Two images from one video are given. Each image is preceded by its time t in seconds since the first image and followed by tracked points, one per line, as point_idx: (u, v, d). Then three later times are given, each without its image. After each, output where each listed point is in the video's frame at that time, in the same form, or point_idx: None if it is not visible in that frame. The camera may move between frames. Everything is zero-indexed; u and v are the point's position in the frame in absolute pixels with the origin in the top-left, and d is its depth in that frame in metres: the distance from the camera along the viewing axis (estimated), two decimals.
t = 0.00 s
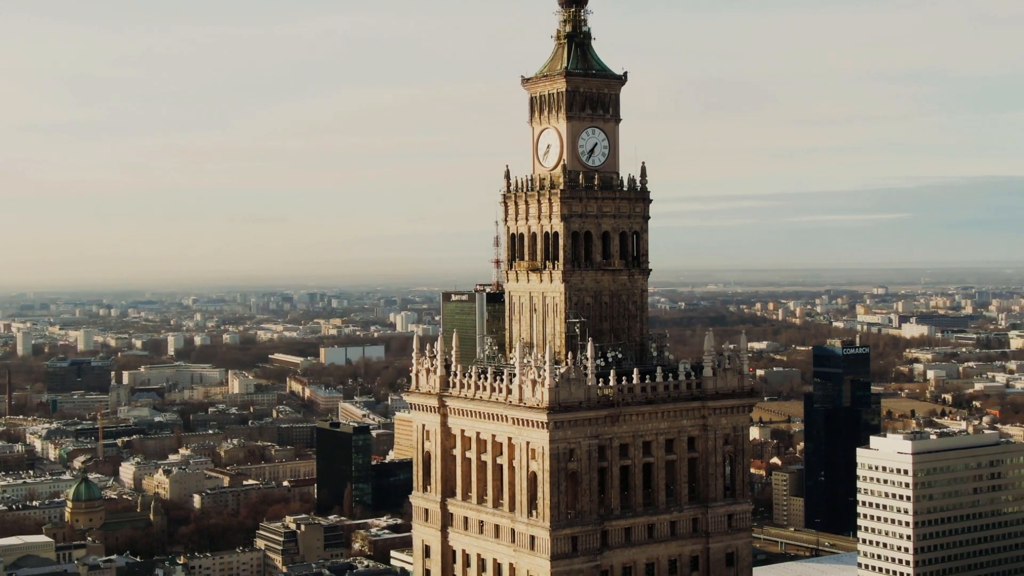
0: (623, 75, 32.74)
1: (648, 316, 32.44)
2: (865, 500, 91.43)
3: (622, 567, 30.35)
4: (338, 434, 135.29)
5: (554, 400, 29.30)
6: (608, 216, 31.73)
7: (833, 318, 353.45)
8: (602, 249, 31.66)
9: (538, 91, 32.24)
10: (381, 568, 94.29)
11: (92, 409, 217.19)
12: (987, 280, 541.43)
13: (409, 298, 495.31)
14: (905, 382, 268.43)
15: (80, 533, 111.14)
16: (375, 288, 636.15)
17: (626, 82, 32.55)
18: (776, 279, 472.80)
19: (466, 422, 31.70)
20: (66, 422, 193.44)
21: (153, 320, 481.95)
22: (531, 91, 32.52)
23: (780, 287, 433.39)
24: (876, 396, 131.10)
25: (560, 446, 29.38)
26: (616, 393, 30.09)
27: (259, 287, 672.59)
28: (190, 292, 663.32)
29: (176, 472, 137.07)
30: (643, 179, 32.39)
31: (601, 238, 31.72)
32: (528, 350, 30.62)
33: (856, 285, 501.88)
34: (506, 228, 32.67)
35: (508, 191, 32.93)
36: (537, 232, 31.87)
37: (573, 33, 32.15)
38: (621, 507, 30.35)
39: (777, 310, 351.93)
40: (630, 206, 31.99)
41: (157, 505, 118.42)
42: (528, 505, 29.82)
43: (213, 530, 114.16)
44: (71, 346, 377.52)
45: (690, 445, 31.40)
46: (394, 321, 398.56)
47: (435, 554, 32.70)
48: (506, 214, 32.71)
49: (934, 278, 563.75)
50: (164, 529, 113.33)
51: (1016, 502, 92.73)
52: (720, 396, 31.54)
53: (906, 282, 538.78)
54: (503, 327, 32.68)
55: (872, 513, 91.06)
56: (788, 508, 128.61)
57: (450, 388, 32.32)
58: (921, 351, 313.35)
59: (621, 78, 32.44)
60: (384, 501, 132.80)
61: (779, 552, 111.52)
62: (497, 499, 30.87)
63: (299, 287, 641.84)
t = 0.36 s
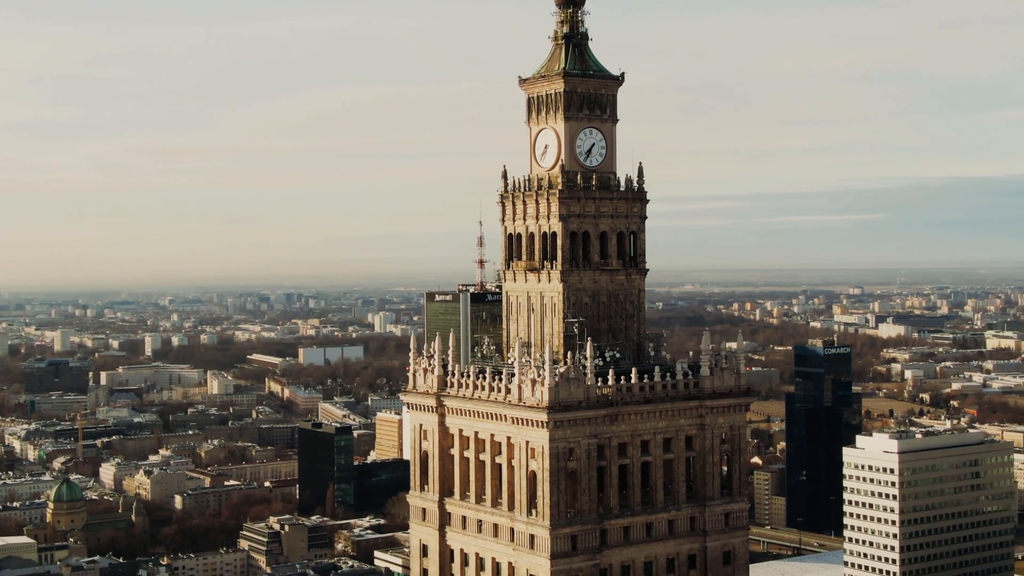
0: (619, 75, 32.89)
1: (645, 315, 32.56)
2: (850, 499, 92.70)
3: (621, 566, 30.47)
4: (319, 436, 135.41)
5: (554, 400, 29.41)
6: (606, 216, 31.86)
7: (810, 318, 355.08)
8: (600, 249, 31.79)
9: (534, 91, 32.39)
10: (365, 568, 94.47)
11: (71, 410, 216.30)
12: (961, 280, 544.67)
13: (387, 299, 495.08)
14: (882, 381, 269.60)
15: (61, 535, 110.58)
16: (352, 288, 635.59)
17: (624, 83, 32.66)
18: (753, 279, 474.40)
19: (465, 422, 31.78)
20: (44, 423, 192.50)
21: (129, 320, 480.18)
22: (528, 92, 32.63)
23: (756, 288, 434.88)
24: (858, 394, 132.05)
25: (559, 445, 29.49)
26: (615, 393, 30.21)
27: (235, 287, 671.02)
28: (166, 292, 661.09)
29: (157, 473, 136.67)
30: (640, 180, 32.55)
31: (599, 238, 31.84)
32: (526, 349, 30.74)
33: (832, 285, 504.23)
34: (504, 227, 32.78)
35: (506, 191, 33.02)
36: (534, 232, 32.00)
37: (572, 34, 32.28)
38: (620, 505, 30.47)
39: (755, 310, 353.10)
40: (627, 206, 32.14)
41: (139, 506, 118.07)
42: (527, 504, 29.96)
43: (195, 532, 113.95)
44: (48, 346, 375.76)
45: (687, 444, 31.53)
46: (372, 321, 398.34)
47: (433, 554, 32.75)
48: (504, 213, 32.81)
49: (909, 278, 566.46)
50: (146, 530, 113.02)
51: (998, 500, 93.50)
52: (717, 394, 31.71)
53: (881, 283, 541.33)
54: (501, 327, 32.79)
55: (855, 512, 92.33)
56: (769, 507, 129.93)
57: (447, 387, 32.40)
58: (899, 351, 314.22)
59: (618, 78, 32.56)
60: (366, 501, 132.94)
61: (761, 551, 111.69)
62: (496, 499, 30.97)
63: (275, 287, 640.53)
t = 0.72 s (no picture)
0: (616, 76, 33.05)
1: (642, 315, 32.70)
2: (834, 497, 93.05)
3: (620, 565, 30.60)
4: (300, 435, 135.42)
5: (554, 399, 29.52)
6: (603, 217, 32.02)
7: (786, 319, 356.71)
8: (597, 249, 31.96)
9: (532, 91, 32.54)
10: (349, 568, 94.48)
11: (47, 411, 215.29)
12: (933, 280, 547.68)
13: (362, 299, 494.58)
14: (858, 381, 270.98)
15: (41, 536, 109.98)
16: (326, 288, 634.65)
17: (620, 84, 32.85)
18: (728, 279, 476.06)
19: (462, 421, 31.87)
20: (21, 423, 191.57)
21: (103, 321, 478.13)
22: (526, 92, 32.73)
23: (732, 288, 436.58)
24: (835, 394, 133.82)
25: (559, 444, 29.61)
26: (614, 392, 30.33)
27: (209, 288, 669.03)
28: (140, 292, 659.03)
29: (136, 475, 136.14)
30: (638, 180, 32.70)
31: (597, 238, 32.02)
32: (525, 348, 30.84)
33: (807, 285, 506.64)
34: (501, 228, 32.92)
35: (504, 191, 33.18)
36: (530, 231, 32.13)
37: (570, 35, 32.42)
38: (618, 504, 30.60)
39: (730, 310, 354.36)
40: (625, 206, 32.28)
41: (119, 507, 117.67)
42: (527, 503, 30.08)
43: (177, 533, 113.71)
44: (22, 347, 373.87)
45: (684, 443, 31.69)
46: (348, 321, 397.80)
47: (430, 553, 32.83)
48: (502, 214, 32.95)
49: (881, 278, 568.99)
50: (127, 532, 112.70)
51: (976, 499, 94.53)
52: (714, 394, 31.87)
53: (855, 283, 544.00)
54: (498, 327, 32.89)
55: (841, 510, 93.10)
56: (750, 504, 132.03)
57: (445, 387, 32.46)
58: (874, 351, 315.47)
59: (615, 79, 32.72)
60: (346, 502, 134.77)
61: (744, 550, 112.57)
62: (495, 498, 31.06)
63: (250, 287, 638.78)
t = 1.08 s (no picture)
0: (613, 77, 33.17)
1: (639, 314, 32.85)
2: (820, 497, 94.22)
3: (618, 563, 30.75)
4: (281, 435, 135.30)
5: (553, 399, 29.63)
6: (601, 216, 32.12)
7: (762, 318, 357.93)
8: (595, 249, 32.07)
9: (528, 91, 32.65)
10: (332, 569, 94.48)
11: (23, 412, 214.24)
12: (907, 280, 549.98)
13: (339, 299, 493.98)
14: (835, 381, 271.97)
15: (21, 537, 109.35)
16: (302, 288, 633.93)
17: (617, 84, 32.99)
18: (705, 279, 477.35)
19: (460, 420, 31.93)
20: None
21: (78, 321, 475.68)
22: (524, 92, 32.80)
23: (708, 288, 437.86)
24: (817, 392, 132.99)
25: (559, 443, 29.72)
26: (613, 391, 30.42)
27: (185, 287, 667.27)
28: (114, 292, 656.85)
29: (115, 475, 135.53)
30: (634, 180, 32.84)
31: (595, 238, 32.13)
32: (524, 348, 30.94)
33: (782, 285, 508.39)
34: (498, 228, 33.01)
35: (501, 191, 33.28)
36: (528, 231, 32.23)
37: (566, 35, 32.51)
38: (616, 503, 30.74)
39: (707, 310, 355.31)
40: (622, 207, 32.39)
41: (99, 508, 117.21)
42: (527, 502, 30.19)
43: (157, 535, 113.47)
44: None
45: (682, 441, 31.84)
46: (325, 321, 397.14)
47: (428, 552, 32.94)
48: (499, 214, 33.06)
49: (857, 278, 571.44)
50: (107, 533, 112.36)
51: (956, 499, 95.59)
52: (711, 393, 32.00)
53: (830, 283, 546.10)
54: (496, 326, 32.99)
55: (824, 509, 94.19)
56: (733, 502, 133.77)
57: (442, 386, 32.54)
58: (850, 351, 316.33)
59: (612, 80, 32.87)
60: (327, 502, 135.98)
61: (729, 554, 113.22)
62: (494, 497, 31.16)
63: (225, 287, 637.08)
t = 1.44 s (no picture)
0: (610, 78, 33.32)
1: (635, 315, 32.98)
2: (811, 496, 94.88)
3: (617, 562, 30.88)
4: (263, 434, 134.91)
5: (554, 398, 29.71)
6: (599, 217, 32.24)
7: (740, 319, 359.11)
8: (593, 249, 32.16)
9: (527, 92, 32.77)
10: (317, 569, 94.52)
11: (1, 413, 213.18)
12: (883, 280, 551.71)
13: (317, 299, 493.38)
14: (814, 381, 273.00)
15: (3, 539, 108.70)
16: (279, 288, 632.62)
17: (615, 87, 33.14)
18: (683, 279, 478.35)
19: (458, 420, 32.00)
20: None
21: (54, 321, 473.40)
22: (521, 92, 32.93)
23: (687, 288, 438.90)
24: (797, 393, 132.77)
25: (559, 441, 29.82)
26: (612, 390, 30.54)
27: (162, 287, 664.92)
28: (91, 293, 654.53)
29: (97, 476, 134.87)
30: (631, 181, 32.94)
31: (592, 238, 32.22)
32: (522, 347, 31.02)
33: (760, 285, 509.88)
34: (496, 228, 33.13)
35: (499, 191, 33.39)
36: (525, 231, 32.36)
37: (564, 35, 32.62)
38: (615, 502, 30.85)
39: (685, 309, 356.11)
40: (619, 206, 32.52)
41: (82, 509, 116.74)
42: (526, 501, 30.30)
43: (140, 536, 113.10)
44: None
45: (680, 440, 31.96)
46: (304, 322, 396.49)
47: (426, 551, 32.99)
48: (496, 214, 33.17)
49: (834, 278, 573.70)
50: (90, 534, 112.01)
51: (938, 498, 96.02)
52: (709, 392, 32.14)
53: (807, 283, 547.67)
54: (493, 326, 33.11)
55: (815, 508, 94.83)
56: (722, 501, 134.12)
57: (440, 386, 32.61)
58: (829, 351, 316.83)
59: (609, 82, 33.03)
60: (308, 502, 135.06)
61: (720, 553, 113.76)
62: (492, 496, 31.25)
63: (202, 287, 635.70)
